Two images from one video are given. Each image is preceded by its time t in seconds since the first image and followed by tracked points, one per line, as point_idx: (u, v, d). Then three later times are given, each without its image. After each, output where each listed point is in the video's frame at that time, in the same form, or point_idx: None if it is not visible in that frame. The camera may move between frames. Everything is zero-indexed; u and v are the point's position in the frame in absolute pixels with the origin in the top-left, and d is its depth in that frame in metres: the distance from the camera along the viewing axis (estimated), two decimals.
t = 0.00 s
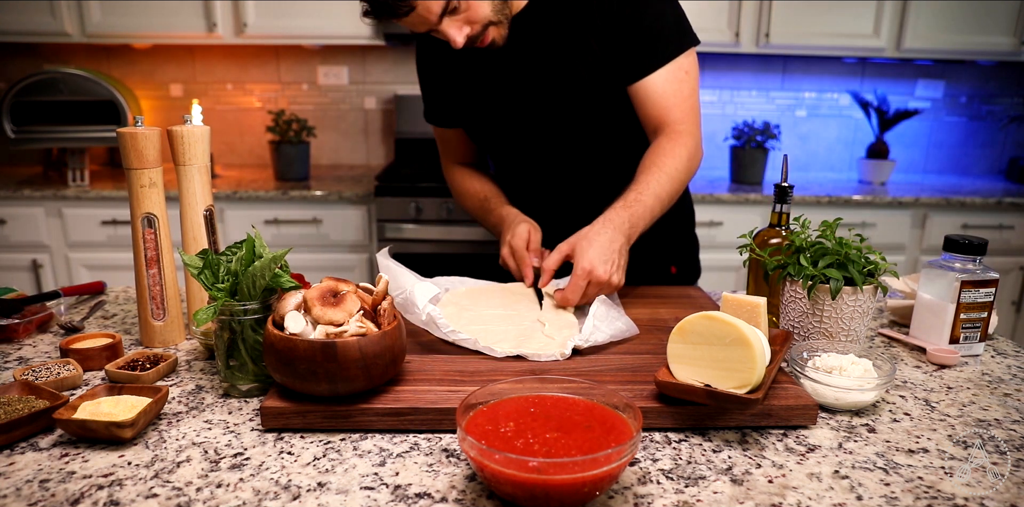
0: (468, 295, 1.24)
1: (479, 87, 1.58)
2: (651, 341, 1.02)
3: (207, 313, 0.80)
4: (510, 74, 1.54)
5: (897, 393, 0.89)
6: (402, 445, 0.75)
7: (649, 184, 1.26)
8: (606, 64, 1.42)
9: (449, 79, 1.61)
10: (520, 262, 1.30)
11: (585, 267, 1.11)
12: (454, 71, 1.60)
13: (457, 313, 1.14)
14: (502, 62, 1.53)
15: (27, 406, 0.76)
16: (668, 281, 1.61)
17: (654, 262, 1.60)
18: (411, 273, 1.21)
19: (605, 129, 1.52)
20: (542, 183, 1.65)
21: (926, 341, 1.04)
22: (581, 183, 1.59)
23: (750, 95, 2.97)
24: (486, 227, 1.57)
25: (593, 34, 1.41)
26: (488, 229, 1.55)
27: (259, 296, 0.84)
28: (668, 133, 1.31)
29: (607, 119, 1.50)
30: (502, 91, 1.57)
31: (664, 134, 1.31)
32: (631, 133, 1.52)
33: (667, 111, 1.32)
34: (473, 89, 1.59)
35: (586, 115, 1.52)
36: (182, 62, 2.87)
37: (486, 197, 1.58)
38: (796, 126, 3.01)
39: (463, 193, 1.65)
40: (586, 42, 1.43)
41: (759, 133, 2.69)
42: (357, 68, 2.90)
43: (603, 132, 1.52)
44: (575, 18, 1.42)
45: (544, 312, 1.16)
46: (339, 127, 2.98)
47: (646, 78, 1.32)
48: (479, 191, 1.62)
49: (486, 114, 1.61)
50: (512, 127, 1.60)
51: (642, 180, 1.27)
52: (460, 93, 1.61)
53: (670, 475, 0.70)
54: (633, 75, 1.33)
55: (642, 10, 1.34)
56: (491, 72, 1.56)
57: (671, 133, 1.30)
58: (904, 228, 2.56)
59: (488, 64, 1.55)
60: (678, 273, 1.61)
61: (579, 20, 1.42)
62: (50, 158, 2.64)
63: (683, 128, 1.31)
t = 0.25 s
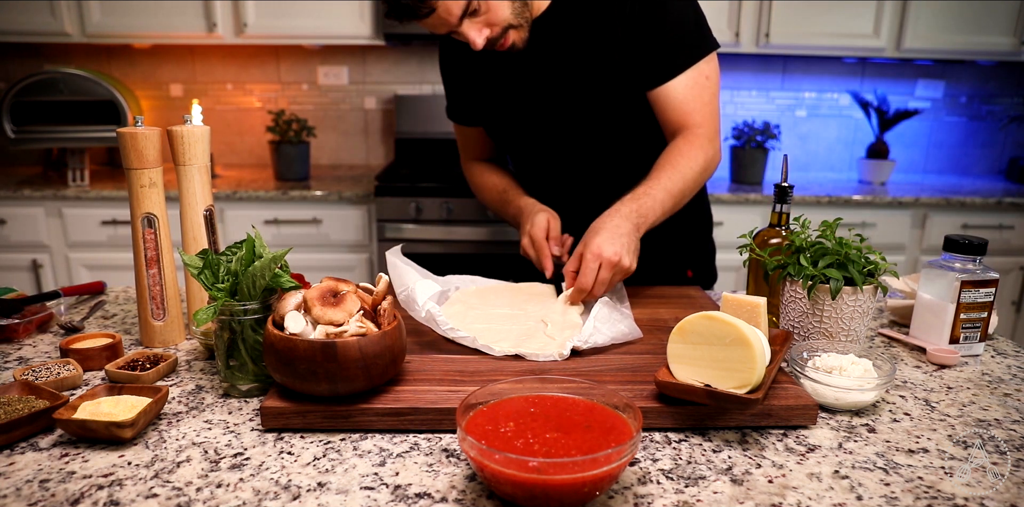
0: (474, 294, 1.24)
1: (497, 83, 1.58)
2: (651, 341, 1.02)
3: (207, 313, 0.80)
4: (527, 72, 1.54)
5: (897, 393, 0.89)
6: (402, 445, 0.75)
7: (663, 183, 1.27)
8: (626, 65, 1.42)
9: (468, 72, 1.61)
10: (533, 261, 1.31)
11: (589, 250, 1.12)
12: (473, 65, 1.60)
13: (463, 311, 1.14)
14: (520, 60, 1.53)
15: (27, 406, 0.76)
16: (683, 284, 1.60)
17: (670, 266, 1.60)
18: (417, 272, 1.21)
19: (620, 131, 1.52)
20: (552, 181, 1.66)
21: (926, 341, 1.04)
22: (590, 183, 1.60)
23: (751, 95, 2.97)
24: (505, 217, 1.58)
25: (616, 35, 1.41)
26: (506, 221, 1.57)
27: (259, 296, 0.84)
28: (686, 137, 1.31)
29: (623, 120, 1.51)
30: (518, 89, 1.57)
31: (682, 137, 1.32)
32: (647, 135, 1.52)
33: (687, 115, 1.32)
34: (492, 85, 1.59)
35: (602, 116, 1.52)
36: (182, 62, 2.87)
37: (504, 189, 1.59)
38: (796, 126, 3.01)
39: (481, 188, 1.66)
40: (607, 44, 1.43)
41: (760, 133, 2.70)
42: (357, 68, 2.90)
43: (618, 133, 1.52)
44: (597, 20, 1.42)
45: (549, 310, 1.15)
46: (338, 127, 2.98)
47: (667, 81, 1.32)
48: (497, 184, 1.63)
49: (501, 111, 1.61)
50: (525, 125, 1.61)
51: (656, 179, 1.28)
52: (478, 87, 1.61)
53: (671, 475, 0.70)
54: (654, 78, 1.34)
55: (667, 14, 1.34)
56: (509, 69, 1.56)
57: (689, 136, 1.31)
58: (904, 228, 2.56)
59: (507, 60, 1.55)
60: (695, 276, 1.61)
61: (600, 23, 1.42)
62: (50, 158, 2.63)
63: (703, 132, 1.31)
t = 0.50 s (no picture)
0: (487, 291, 1.25)
1: (492, 84, 1.58)
2: (650, 341, 1.02)
3: (207, 313, 0.80)
4: (523, 74, 1.53)
5: (897, 393, 0.89)
6: (402, 445, 0.75)
7: (665, 184, 1.28)
8: (625, 66, 1.43)
9: (463, 72, 1.61)
10: (512, 271, 1.28)
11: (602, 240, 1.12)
12: (468, 68, 1.59)
13: (474, 310, 1.15)
14: (515, 61, 1.52)
15: (27, 406, 0.76)
16: (676, 283, 1.60)
17: (663, 265, 1.60)
18: (433, 267, 1.23)
19: (619, 133, 1.52)
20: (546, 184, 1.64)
21: (926, 341, 1.04)
22: (586, 186, 1.60)
23: (751, 95, 2.97)
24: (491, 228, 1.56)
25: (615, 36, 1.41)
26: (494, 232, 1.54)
27: (259, 296, 0.84)
28: (685, 137, 1.33)
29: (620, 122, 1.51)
30: (513, 91, 1.56)
31: (681, 138, 1.34)
32: (645, 136, 1.53)
33: (685, 115, 1.34)
34: (487, 86, 1.58)
35: (598, 117, 1.51)
36: (182, 62, 2.87)
37: (492, 198, 1.57)
38: (796, 126, 3.01)
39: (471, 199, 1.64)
40: (604, 46, 1.43)
41: (760, 133, 2.70)
42: (357, 68, 2.90)
43: (616, 135, 1.52)
44: (595, 21, 1.41)
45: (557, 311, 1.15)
46: (338, 127, 2.98)
47: (666, 81, 1.34)
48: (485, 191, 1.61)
49: (496, 112, 1.61)
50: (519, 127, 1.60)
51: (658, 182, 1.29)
52: (473, 88, 1.60)
53: (671, 475, 0.70)
54: (654, 79, 1.35)
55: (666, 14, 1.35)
56: (504, 70, 1.55)
57: (687, 137, 1.33)
58: (904, 228, 2.56)
59: (501, 61, 1.54)
60: (687, 275, 1.61)
61: (597, 22, 1.41)
62: (50, 158, 2.63)
63: (701, 132, 1.33)
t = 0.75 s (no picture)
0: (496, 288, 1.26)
1: (492, 86, 1.58)
2: (651, 341, 1.02)
3: (207, 313, 0.80)
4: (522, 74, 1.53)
5: (897, 393, 0.89)
6: (402, 445, 0.75)
7: (671, 185, 1.26)
8: (622, 68, 1.43)
9: (463, 75, 1.60)
10: (511, 268, 1.29)
11: (627, 250, 1.09)
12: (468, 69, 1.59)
13: (482, 306, 1.17)
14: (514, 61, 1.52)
15: (27, 406, 0.76)
16: (680, 283, 1.61)
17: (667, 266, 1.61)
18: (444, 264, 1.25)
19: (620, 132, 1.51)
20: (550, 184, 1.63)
21: (926, 341, 1.04)
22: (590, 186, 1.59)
23: (750, 95, 2.97)
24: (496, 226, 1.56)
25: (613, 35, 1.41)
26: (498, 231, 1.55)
27: (259, 296, 0.84)
28: (686, 135, 1.31)
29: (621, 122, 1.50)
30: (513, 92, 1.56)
31: (680, 137, 1.32)
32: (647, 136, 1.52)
33: (684, 114, 1.32)
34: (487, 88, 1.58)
35: (605, 120, 1.51)
36: (182, 62, 2.87)
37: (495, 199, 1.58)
38: (796, 126, 3.01)
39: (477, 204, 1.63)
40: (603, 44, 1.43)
41: (760, 133, 2.70)
42: (357, 68, 2.90)
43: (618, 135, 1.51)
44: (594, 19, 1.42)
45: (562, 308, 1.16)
46: (338, 127, 2.98)
47: (664, 80, 1.33)
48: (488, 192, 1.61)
49: (497, 114, 1.61)
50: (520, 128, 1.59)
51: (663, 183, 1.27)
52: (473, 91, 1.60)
53: (671, 475, 0.70)
54: (651, 77, 1.34)
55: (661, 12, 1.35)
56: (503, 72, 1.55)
57: (688, 136, 1.31)
58: (904, 228, 2.56)
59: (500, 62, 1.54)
60: (691, 276, 1.62)
61: (597, 23, 1.42)
62: (49, 158, 2.63)
63: (700, 130, 1.32)
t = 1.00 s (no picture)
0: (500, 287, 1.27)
1: (495, 84, 1.58)
2: (651, 341, 1.02)
3: (207, 313, 0.80)
4: (525, 74, 1.53)
5: (897, 393, 0.89)
6: (402, 445, 0.75)
7: (664, 195, 1.26)
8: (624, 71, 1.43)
9: (466, 72, 1.60)
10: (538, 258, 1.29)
11: (603, 261, 1.10)
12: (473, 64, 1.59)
13: (485, 305, 1.17)
14: (518, 61, 1.53)
15: (27, 406, 0.76)
16: (680, 284, 1.62)
17: (666, 266, 1.61)
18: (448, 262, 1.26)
19: (620, 135, 1.52)
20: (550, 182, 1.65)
21: (926, 341, 1.04)
22: (589, 187, 1.60)
23: (751, 95, 2.97)
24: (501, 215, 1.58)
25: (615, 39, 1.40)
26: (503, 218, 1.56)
27: (259, 296, 0.84)
28: (682, 144, 1.31)
29: (621, 125, 1.51)
30: (516, 91, 1.56)
31: (676, 145, 1.32)
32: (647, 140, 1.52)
33: (682, 122, 1.32)
34: (489, 86, 1.59)
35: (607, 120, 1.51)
36: (182, 62, 2.87)
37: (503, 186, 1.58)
38: (796, 126, 3.01)
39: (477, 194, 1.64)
40: (606, 48, 1.42)
41: (760, 133, 2.70)
42: (357, 68, 2.90)
43: (618, 138, 1.52)
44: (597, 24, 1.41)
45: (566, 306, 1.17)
46: (338, 127, 2.98)
47: (663, 87, 1.32)
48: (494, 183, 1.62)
49: (499, 112, 1.61)
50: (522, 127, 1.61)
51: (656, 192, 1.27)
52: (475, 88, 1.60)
53: (671, 475, 0.70)
54: (649, 84, 1.33)
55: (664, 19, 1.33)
56: (507, 70, 1.55)
57: (684, 144, 1.30)
58: (904, 228, 2.56)
59: (504, 61, 1.55)
60: (691, 276, 1.62)
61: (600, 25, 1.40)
62: (50, 158, 2.63)
63: (698, 139, 1.31)
